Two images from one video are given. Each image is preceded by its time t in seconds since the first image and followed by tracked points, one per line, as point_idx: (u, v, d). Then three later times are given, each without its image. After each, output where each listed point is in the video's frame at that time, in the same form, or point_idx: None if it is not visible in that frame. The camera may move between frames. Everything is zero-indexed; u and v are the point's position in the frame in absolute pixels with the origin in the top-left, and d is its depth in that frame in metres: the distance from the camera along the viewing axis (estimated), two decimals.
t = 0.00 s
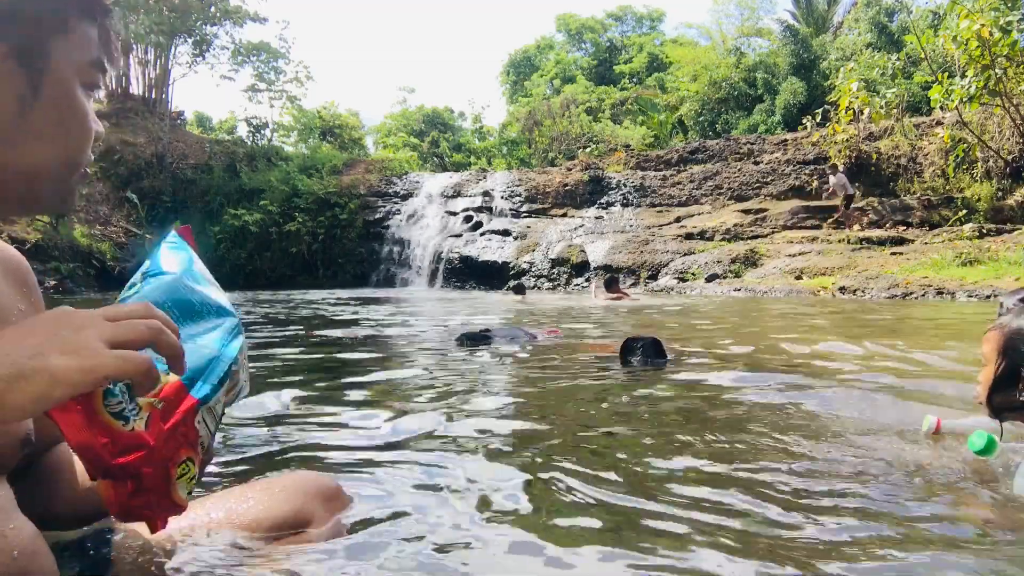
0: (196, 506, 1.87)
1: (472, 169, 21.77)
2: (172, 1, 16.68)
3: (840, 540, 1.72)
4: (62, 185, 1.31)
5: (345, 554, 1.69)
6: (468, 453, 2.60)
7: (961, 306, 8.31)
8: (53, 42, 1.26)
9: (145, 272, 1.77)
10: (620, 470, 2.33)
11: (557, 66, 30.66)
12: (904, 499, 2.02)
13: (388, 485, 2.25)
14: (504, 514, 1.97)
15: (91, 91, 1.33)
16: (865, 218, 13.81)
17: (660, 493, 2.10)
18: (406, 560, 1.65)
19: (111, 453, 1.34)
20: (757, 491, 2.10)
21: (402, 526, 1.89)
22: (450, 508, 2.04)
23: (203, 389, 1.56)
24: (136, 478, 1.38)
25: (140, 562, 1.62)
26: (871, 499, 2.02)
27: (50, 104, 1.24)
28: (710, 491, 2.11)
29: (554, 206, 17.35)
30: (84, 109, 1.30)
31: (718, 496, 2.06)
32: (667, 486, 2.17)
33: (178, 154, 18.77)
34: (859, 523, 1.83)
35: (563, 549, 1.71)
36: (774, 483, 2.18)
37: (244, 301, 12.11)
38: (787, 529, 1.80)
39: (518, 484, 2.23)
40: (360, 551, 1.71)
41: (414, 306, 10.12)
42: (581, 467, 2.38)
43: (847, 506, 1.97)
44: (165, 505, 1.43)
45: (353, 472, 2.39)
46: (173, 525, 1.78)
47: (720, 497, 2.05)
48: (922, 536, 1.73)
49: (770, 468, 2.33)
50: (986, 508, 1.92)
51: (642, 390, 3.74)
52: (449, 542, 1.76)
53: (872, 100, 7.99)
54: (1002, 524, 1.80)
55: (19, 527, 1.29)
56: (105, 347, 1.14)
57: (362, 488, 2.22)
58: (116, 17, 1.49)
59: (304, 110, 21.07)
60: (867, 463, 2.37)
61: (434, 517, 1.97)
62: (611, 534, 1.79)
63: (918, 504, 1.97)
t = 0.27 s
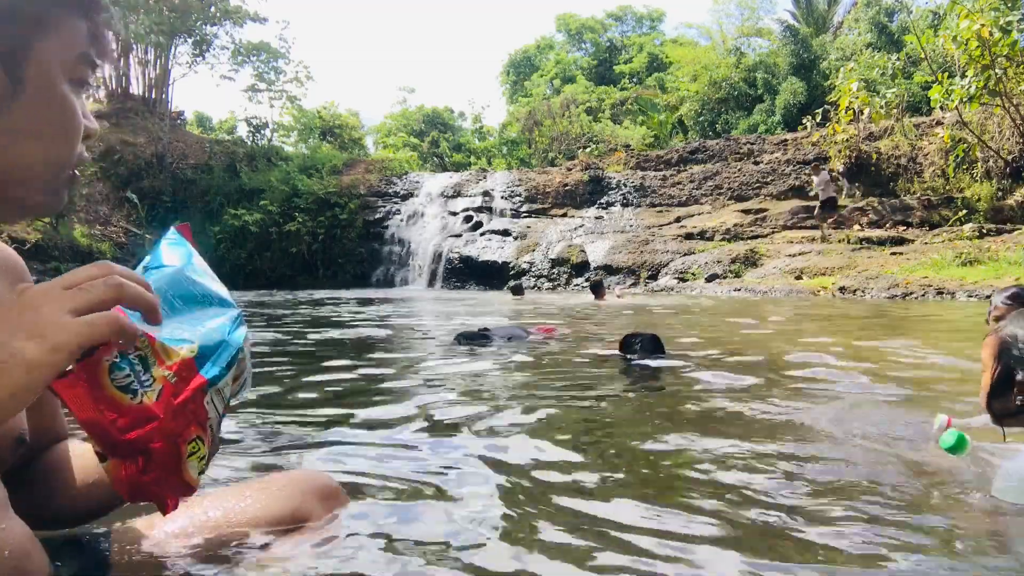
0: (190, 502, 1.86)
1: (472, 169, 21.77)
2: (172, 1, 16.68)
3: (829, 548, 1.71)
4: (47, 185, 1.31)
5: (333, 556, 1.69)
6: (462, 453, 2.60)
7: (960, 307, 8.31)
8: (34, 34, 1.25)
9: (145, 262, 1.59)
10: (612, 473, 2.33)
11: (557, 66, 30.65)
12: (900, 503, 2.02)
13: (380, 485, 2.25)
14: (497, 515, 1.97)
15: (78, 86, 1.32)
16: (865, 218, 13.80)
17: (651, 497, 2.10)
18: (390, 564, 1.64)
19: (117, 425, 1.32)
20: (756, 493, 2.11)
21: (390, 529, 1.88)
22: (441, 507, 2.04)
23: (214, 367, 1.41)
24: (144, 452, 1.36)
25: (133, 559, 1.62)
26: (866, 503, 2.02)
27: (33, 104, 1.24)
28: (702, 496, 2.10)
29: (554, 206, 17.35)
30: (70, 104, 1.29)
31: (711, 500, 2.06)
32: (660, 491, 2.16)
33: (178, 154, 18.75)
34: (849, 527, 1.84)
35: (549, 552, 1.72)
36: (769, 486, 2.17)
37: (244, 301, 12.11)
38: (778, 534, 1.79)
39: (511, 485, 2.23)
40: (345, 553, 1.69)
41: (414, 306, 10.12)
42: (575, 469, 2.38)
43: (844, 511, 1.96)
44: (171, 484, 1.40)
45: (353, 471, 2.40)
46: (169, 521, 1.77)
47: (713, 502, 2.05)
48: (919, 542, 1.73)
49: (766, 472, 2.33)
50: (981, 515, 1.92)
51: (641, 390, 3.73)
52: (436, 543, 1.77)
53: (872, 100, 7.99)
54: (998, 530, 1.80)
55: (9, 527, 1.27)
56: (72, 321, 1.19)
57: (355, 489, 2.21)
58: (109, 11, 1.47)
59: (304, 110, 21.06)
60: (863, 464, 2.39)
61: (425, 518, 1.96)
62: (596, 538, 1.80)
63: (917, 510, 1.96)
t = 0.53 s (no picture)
0: (188, 502, 1.85)
1: (472, 169, 21.77)
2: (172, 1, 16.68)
3: (820, 546, 1.72)
4: (30, 176, 1.27)
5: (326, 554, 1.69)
6: (460, 453, 2.60)
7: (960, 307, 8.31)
8: (14, 21, 1.22)
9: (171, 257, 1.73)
10: (610, 474, 2.33)
11: (557, 66, 30.63)
12: (898, 503, 2.02)
13: (379, 485, 2.25)
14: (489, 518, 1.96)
15: (60, 73, 1.28)
16: (865, 218, 13.79)
17: (646, 500, 2.09)
18: (383, 564, 1.64)
19: (167, 394, 1.40)
20: (754, 493, 2.12)
21: (386, 527, 1.89)
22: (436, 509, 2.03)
23: (247, 353, 1.57)
24: (183, 422, 1.43)
25: (136, 558, 1.61)
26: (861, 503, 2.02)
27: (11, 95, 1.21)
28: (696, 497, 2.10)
29: (554, 206, 17.35)
30: (51, 92, 1.25)
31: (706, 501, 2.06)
32: (655, 491, 2.16)
33: (178, 154, 18.73)
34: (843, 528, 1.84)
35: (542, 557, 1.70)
36: (764, 485, 2.18)
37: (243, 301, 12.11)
38: (772, 535, 1.79)
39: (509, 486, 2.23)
40: (337, 553, 1.70)
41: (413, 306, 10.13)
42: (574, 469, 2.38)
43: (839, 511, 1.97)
44: (201, 457, 1.49)
45: (352, 470, 2.41)
46: (168, 520, 1.77)
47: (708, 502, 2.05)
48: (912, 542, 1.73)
49: (762, 472, 2.33)
50: (977, 515, 1.93)
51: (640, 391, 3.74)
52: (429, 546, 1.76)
53: (871, 100, 7.99)
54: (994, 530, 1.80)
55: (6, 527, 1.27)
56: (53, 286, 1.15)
57: (352, 486, 2.23)
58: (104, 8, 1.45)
59: (304, 110, 21.05)
60: (862, 464, 2.40)
61: (420, 516, 1.98)
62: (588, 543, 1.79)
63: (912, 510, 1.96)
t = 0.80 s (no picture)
0: (182, 503, 1.84)
1: (472, 169, 21.78)
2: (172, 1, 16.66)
3: (820, 552, 1.72)
4: (14, 172, 1.21)
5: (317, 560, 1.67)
6: (456, 455, 2.59)
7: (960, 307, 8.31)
8: None
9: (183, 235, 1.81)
10: (606, 477, 2.32)
11: (557, 66, 30.62)
12: (897, 511, 2.00)
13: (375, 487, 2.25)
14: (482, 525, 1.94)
15: (23, 53, 1.21)
16: (865, 218, 13.74)
17: (642, 504, 2.09)
18: (371, 573, 1.62)
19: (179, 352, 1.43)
20: (752, 501, 2.10)
21: (380, 530, 1.88)
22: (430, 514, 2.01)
23: (256, 317, 1.63)
24: (195, 375, 1.47)
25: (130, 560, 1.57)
26: (858, 511, 2.01)
27: None
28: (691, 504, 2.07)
29: (554, 206, 17.36)
30: (21, 78, 1.19)
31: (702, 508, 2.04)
32: (652, 497, 2.15)
33: (178, 154, 18.70)
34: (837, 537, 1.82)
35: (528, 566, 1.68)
36: (761, 492, 2.17)
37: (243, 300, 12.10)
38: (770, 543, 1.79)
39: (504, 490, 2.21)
40: (327, 559, 1.68)
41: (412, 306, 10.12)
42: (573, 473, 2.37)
43: (836, 518, 1.95)
44: (215, 415, 1.53)
45: (347, 471, 2.39)
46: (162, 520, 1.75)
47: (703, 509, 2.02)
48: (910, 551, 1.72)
49: (758, 477, 2.33)
50: (973, 519, 1.93)
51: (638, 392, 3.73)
52: (419, 556, 1.73)
53: (872, 100, 7.98)
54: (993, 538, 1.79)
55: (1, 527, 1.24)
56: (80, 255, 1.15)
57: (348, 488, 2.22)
58: None
59: (304, 110, 21.04)
60: (860, 470, 2.39)
61: (415, 519, 1.97)
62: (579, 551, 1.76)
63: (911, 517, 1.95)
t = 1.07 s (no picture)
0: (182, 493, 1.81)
1: (472, 169, 21.78)
2: (172, 1, 16.66)
3: (828, 537, 1.70)
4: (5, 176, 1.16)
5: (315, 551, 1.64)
6: (455, 453, 2.56)
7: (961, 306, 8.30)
8: None
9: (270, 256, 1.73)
10: (607, 472, 2.30)
11: (557, 66, 30.61)
12: (901, 503, 1.98)
13: (373, 482, 2.22)
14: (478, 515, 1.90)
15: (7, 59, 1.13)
16: (865, 218, 13.74)
17: (646, 492, 2.08)
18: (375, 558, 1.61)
19: (355, 347, 1.39)
20: (755, 489, 2.09)
21: (383, 519, 1.87)
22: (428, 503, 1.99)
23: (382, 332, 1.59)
24: (359, 383, 1.42)
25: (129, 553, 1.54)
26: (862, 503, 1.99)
27: None
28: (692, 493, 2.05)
29: (554, 206, 17.36)
30: (6, 82, 1.11)
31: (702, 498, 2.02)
32: (656, 486, 2.13)
33: (178, 154, 18.66)
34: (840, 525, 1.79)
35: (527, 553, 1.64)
36: (765, 482, 2.16)
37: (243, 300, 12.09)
38: (776, 527, 1.77)
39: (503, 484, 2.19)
40: (328, 550, 1.65)
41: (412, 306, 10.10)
42: (572, 468, 2.35)
43: (840, 508, 1.93)
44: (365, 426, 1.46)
45: (349, 470, 2.38)
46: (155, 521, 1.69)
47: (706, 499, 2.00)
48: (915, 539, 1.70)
49: (762, 468, 2.31)
50: (979, 511, 1.92)
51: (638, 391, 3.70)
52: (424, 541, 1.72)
53: (872, 100, 7.98)
54: (998, 530, 1.76)
55: None
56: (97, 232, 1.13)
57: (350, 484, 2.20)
58: None
59: (304, 111, 21.04)
60: (865, 462, 2.38)
61: (418, 508, 1.96)
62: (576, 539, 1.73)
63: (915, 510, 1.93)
